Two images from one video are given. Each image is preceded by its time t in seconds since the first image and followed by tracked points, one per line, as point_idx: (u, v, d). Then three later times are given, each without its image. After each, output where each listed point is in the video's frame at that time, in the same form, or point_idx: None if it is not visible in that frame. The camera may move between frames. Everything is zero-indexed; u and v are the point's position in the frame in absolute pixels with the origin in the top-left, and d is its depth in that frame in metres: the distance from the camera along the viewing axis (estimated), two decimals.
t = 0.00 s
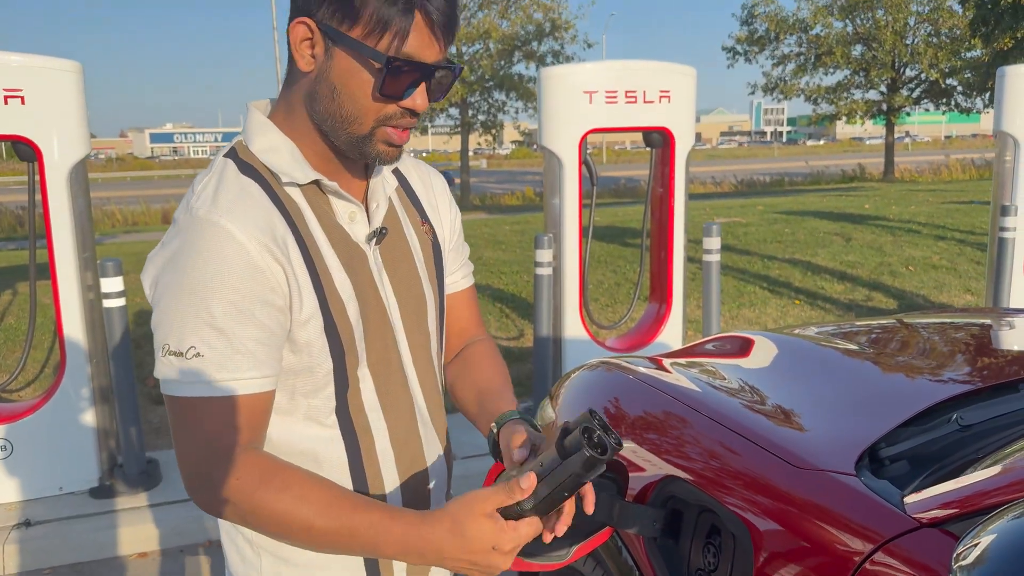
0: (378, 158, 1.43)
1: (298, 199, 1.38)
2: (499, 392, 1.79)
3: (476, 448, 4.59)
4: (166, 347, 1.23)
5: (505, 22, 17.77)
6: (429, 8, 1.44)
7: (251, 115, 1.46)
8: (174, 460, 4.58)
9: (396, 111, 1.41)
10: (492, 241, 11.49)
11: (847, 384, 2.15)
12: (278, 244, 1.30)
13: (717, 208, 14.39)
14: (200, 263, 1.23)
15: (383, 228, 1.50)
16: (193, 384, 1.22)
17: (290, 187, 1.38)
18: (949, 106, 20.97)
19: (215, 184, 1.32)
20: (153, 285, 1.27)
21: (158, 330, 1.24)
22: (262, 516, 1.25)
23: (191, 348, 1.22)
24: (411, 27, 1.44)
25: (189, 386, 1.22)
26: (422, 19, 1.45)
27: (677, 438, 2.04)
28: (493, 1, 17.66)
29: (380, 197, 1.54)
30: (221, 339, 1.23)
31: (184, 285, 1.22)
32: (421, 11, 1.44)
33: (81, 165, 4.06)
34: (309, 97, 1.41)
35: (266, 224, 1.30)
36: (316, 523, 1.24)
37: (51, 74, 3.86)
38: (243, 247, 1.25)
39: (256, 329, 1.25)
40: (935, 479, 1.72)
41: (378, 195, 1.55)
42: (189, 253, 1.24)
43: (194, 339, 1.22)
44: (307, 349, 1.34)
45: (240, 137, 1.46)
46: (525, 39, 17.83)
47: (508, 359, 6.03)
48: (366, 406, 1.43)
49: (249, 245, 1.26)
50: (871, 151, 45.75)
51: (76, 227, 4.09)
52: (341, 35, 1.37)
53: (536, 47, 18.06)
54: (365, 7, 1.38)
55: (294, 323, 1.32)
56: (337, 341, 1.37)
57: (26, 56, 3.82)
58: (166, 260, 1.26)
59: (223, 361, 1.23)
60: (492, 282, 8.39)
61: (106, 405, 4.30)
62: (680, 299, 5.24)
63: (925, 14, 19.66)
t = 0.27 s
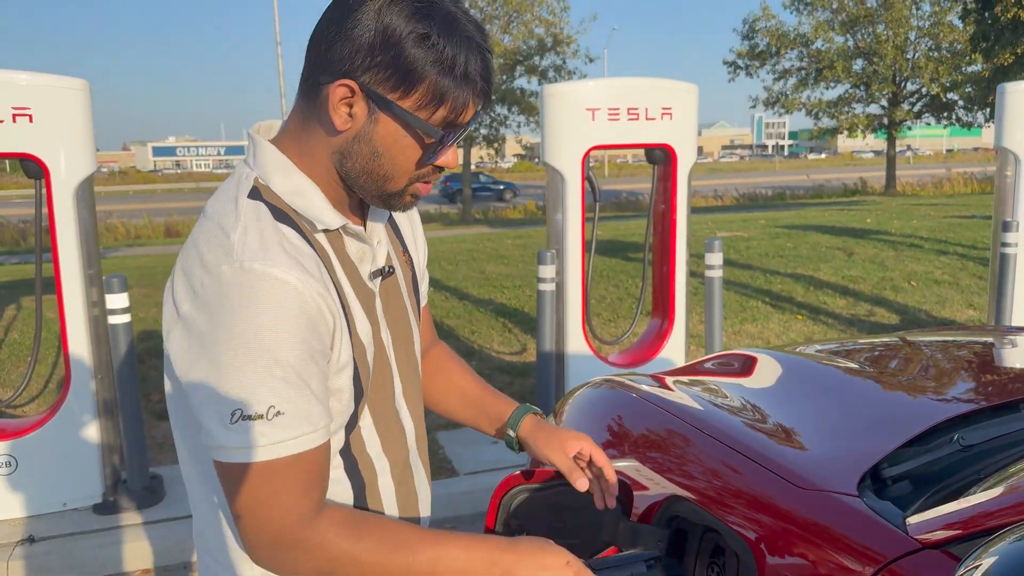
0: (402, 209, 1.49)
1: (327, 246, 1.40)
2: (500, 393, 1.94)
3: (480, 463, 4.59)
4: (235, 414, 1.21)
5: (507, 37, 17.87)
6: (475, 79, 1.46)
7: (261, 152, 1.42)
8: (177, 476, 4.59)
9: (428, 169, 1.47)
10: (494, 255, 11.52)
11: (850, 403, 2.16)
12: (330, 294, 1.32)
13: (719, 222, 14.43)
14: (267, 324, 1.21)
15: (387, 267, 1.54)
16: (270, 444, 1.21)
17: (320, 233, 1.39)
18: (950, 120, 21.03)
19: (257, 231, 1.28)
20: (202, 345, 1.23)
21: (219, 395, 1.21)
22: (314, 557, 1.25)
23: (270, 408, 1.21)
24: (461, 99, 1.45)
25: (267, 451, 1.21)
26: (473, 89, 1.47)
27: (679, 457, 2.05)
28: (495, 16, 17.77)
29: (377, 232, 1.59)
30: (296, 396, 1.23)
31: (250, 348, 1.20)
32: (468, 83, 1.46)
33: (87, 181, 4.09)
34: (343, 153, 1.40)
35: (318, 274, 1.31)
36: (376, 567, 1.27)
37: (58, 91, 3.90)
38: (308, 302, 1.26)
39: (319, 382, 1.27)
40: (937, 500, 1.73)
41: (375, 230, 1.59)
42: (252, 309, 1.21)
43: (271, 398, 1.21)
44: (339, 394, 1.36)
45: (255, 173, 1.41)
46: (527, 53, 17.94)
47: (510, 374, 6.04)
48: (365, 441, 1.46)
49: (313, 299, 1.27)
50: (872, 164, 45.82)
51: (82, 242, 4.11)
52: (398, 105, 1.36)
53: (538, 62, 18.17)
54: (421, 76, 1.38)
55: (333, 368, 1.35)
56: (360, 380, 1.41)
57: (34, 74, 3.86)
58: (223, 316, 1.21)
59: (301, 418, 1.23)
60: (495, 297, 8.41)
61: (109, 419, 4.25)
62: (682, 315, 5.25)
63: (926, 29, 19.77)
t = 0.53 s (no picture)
0: (434, 236, 1.55)
1: (379, 270, 1.48)
2: (543, 365, 2.20)
3: (482, 467, 4.60)
4: (329, 434, 1.32)
5: (509, 42, 17.88)
6: (514, 129, 1.45)
7: (311, 178, 1.46)
8: (180, 479, 4.60)
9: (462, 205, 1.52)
10: (497, 259, 11.52)
11: (851, 405, 2.16)
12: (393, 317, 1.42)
13: (721, 227, 14.42)
14: (346, 351, 1.31)
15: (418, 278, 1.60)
16: (363, 455, 1.33)
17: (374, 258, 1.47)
18: (953, 125, 21.00)
19: (324, 266, 1.35)
20: (287, 374, 1.33)
21: (311, 418, 1.32)
22: (406, 548, 1.38)
23: (359, 426, 1.32)
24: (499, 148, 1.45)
25: (363, 463, 1.33)
26: (512, 141, 1.47)
27: (681, 460, 2.05)
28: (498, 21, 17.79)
29: (410, 244, 1.66)
30: (378, 413, 1.34)
31: (334, 374, 1.31)
32: (507, 134, 1.45)
33: (90, 185, 4.10)
34: (381, 185, 1.45)
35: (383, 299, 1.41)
36: (468, 564, 1.40)
37: (62, 95, 3.91)
38: (380, 329, 1.35)
39: (392, 398, 1.38)
40: (937, 503, 1.73)
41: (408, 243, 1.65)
42: (338, 343, 1.30)
43: (359, 418, 1.32)
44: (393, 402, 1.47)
45: (305, 200, 1.45)
46: (529, 58, 17.97)
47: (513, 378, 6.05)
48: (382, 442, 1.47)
49: (383, 327, 1.36)
50: (875, 169, 45.76)
51: (84, 245, 4.11)
52: (433, 152, 1.39)
53: (540, 67, 18.19)
54: (459, 126, 1.39)
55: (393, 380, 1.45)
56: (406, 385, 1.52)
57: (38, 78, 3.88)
58: (309, 348, 1.31)
59: (384, 432, 1.35)
60: (497, 301, 8.42)
61: (112, 422, 4.26)
62: (684, 319, 5.25)
63: (929, 34, 19.77)
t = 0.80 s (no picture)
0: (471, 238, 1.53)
1: (414, 260, 1.47)
2: (579, 360, 2.22)
3: (479, 455, 4.61)
4: (343, 409, 1.32)
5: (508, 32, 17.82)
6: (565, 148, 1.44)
7: (362, 165, 1.46)
8: (177, 466, 4.61)
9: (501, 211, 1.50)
10: (495, 249, 11.53)
11: (848, 388, 2.16)
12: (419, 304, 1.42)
13: (720, 218, 14.42)
14: (371, 333, 1.31)
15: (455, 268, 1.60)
16: (373, 434, 1.33)
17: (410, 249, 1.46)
18: (953, 116, 20.97)
19: (360, 249, 1.35)
20: (314, 348, 1.33)
21: (328, 392, 1.33)
22: (405, 526, 1.38)
23: (372, 405, 1.32)
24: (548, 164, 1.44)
25: (373, 441, 1.33)
26: (561, 158, 1.44)
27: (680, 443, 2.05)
28: (496, 11, 17.72)
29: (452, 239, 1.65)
30: (394, 396, 1.34)
31: (356, 353, 1.31)
32: (559, 151, 1.43)
33: (86, 172, 4.09)
34: (426, 182, 1.43)
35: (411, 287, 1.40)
36: (462, 544, 1.40)
37: (56, 81, 3.90)
38: (405, 317, 1.35)
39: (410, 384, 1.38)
40: (932, 483, 1.73)
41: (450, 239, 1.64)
42: (361, 324, 1.31)
43: (374, 398, 1.32)
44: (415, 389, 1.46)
45: (354, 186, 1.45)
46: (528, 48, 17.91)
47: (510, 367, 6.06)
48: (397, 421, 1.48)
49: (408, 314, 1.36)
50: (874, 161, 45.76)
51: (81, 234, 4.11)
52: (482, 159, 1.37)
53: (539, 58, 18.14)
54: (512, 139, 1.37)
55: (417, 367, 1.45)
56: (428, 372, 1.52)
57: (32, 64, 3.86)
58: (335, 326, 1.31)
59: (396, 414, 1.34)
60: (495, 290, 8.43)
61: (110, 414, 4.25)
62: (682, 308, 5.24)
63: (929, 25, 19.72)
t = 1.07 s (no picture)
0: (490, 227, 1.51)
1: (434, 245, 1.46)
2: (572, 344, 2.22)
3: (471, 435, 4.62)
4: (355, 384, 1.32)
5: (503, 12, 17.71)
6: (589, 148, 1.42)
7: (388, 146, 1.45)
8: (170, 447, 4.61)
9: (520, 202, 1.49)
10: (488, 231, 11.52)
11: (837, 368, 2.17)
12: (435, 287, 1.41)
13: (713, 200, 14.42)
14: (389, 312, 1.31)
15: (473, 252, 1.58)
16: (382, 410, 1.33)
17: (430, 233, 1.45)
18: (946, 99, 20.96)
19: (382, 230, 1.35)
20: (331, 322, 1.33)
21: (342, 366, 1.32)
22: (409, 498, 1.39)
23: (383, 382, 1.32)
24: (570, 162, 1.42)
25: (383, 417, 1.33)
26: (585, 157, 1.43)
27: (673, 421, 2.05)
28: None
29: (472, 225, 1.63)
30: (406, 375, 1.34)
31: (372, 331, 1.31)
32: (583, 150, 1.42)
33: (75, 151, 4.05)
34: (450, 169, 1.42)
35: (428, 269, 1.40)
36: (463, 511, 1.42)
37: (44, 59, 3.86)
38: (421, 298, 1.35)
39: (421, 364, 1.37)
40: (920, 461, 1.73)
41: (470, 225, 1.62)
42: (378, 302, 1.31)
43: (386, 376, 1.32)
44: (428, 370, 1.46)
45: (379, 168, 1.44)
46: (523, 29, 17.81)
47: (504, 348, 6.07)
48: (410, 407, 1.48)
49: (423, 296, 1.36)
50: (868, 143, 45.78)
51: (71, 215, 4.08)
52: (507, 152, 1.36)
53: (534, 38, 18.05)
54: (538, 134, 1.35)
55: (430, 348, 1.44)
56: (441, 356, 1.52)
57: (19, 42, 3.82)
58: (353, 302, 1.31)
59: (407, 393, 1.34)
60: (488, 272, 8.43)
61: (103, 395, 4.26)
62: (675, 290, 5.25)
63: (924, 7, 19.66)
